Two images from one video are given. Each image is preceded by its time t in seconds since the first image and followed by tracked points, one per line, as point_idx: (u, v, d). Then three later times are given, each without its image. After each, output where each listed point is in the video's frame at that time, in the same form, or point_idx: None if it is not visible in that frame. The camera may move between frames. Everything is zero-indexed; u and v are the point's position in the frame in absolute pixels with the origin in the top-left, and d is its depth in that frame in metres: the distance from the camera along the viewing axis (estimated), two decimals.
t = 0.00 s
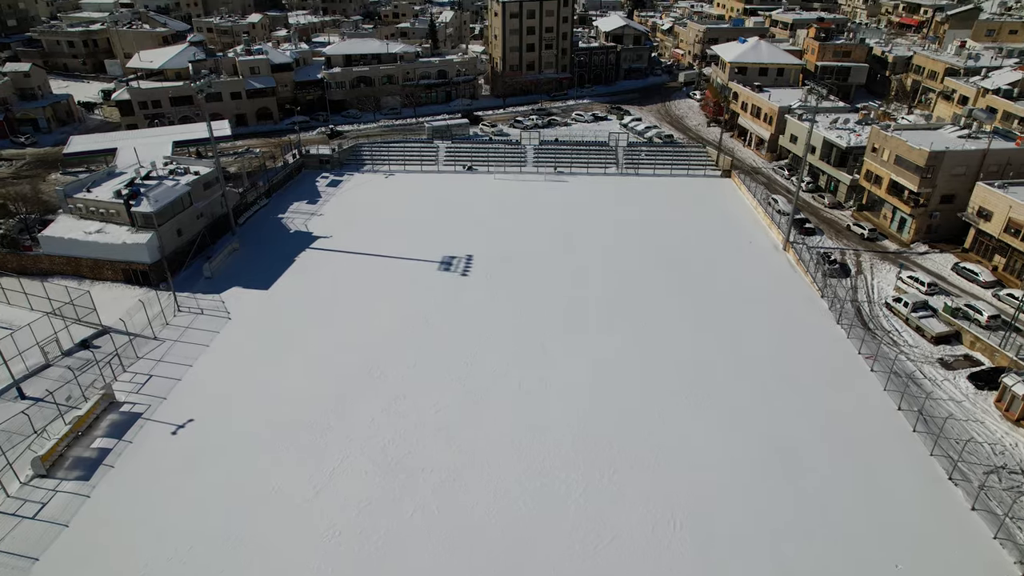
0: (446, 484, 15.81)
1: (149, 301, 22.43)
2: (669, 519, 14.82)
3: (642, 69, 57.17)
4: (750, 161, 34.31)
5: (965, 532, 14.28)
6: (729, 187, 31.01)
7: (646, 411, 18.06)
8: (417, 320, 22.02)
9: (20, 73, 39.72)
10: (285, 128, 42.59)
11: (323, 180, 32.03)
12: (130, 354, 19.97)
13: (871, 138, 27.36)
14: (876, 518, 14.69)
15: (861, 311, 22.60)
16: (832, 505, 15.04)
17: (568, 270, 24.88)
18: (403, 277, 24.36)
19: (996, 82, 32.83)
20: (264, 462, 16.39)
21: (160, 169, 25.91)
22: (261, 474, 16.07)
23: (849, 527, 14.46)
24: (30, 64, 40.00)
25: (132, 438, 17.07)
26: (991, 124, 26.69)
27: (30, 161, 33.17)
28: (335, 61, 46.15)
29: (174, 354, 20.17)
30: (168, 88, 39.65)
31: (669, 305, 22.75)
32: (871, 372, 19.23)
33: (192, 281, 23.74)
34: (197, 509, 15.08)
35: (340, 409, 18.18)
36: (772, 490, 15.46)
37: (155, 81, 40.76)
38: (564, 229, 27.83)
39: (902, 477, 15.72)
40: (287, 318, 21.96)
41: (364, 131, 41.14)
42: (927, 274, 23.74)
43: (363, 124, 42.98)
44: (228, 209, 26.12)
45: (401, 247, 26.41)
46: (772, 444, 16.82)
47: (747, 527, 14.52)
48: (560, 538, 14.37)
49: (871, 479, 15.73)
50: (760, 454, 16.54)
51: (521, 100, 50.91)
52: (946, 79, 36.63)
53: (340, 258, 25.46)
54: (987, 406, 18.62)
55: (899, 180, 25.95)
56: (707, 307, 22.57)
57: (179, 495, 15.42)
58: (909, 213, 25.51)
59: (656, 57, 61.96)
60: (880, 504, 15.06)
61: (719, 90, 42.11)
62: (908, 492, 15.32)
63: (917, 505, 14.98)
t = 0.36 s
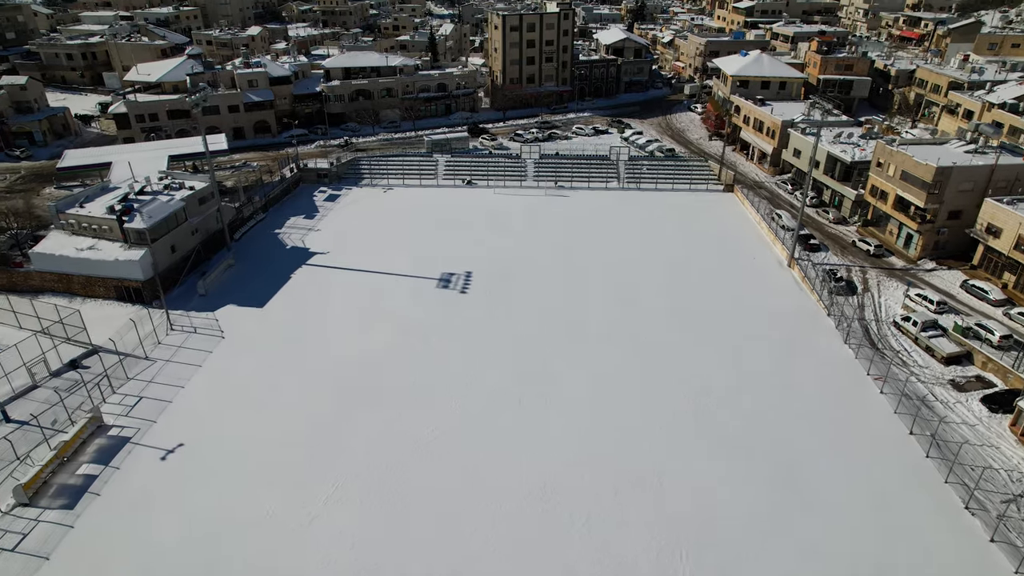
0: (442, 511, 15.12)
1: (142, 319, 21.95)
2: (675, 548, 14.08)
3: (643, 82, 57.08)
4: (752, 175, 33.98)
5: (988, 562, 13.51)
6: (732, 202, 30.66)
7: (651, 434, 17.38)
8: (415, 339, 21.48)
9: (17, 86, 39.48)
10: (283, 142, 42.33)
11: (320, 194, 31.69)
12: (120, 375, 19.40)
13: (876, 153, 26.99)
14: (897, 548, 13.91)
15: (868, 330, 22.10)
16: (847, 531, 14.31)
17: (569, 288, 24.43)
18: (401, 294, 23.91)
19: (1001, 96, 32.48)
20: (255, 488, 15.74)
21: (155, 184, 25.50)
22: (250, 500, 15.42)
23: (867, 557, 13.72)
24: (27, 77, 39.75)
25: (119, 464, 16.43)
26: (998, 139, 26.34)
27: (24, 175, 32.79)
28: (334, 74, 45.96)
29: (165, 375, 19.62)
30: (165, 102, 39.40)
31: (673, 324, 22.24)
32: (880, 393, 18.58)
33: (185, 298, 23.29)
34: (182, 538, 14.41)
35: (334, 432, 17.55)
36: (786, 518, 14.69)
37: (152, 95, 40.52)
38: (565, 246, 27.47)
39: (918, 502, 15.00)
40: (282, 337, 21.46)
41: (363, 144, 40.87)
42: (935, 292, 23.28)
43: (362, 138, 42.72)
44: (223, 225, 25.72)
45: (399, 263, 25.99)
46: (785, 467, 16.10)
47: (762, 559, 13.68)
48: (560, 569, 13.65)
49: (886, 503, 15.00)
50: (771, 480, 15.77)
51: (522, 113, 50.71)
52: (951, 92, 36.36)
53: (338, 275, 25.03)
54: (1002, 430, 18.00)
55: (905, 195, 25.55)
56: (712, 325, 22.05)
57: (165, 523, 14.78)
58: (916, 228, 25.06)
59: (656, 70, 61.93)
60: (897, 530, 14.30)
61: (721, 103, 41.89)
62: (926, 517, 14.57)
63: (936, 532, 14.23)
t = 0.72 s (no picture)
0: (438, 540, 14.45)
1: (134, 338, 21.43)
2: None
3: (644, 94, 56.96)
4: (755, 190, 33.62)
5: None
6: (735, 217, 30.28)
7: (656, 458, 16.74)
8: (413, 358, 20.95)
9: (12, 99, 39.17)
10: (281, 155, 42.03)
11: (318, 209, 31.31)
12: (110, 397, 18.79)
13: (882, 168, 26.61)
14: None
15: (877, 350, 21.59)
16: (863, 562, 13.65)
17: (571, 305, 23.94)
18: (399, 312, 23.42)
19: (1006, 110, 32.09)
20: (245, 516, 15.09)
21: (149, 199, 25.11)
22: (239, 528, 14.77)
23: None
24: (23, 90, 39.46)
25: (105, 491, 15.77)
26: (1006, 154, 25.96)
27: (18, 189, 32.37)
28: (333, 87, 45.76)
29: (156, 396, 19.03)
30: (162, 115, 39.10)
31: (678, 342, 21.72)
32: (891, 416, 18.00)
33: (179, 316, 22.82)
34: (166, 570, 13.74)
35: (329, 455, 16.94)
36: (800, 549, 14.01)
37: (149, 108, 40.22)
38: (566, 262, 27.03)
39: (937, 532, 14.35)
40: (277, 356, 20.94)
41: (362, 158, 40.56)
42: (945, 310, 22.79)
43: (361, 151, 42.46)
44: (219, 241, 25.29)
45: (397, 280, 25.51)
46: (797, 494, 15.45)
47: None
48: None
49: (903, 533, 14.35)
50: (782, 507, 15.12)
51: (522, 126, 50.50)
52: (955, 106, 36.08)
53: (335, 292, 24.56)
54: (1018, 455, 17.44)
55: (911, 211, 25.15)
56: (717, 344, 21.55)
57: (150, 553, 14.12)
58: (924, 245, 24.64)
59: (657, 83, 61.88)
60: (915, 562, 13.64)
61: (723, 116, 41.64)
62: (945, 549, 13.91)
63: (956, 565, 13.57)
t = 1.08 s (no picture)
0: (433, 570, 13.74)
1: (124, 357, 20.89)
2: None
3: (645, 107, 56.80)
4: (758, 204, 33.26)
5: None
6: (738, 232, 29.86)
7: (661, 484, 16.05)
8: (409, 378, 20.37)
9: (8, 112, 38.87)
10: (279, 169, 41.73)
11: (315, 223, 30.92)
12: (97, 419, 18.17)
13: (887, 183, 26.22)
14: None
15: (886, 370, 21.05)
16: None
17: (572, 322, 23.45)
18: (397, 329, 22.90)
19: (1013, 124, 31.64)
20: (233, 544, 14.39)
21: (143, 214, 24.67)
22: (225, 557, 14.07)
23: None
24: (19, 103, 39.18)
25: (89, 519, 15.06)
26: (1013, 169, 25.58)
27: (10, 203, 31.93)
28: (332, 100, 45.55)
29: (145, 419, 18.42)
30: (158, 128, 38.82)
31: (681, 360, 21.20)
32: (904, 439, 17.38)
33: (171, 333, 22.31)
34: None
35: (321, 479, 16.30)
36: None
37: (146, 121, 39.96)
38: (567, 277, 26.57)
39: (955, 563, 13.70)
40: (270, 376, 20.35)
41: (361, 172, 40.25)
42: (955, 329, 22.28)
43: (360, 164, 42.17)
44: (213, 257, 24.82)
45: (395, 296, 25.02)
46: (809, 522, 14.77)
47: None
48: None
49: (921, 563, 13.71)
50: (793, 535, 14.46)
51: (522, 139, 50.31)
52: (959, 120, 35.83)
53: (331, 309, 24.07)
54: None
55: (918, 227, 24.71)
56: (722, 363, 20.98)
57: None
58: (932, 261, 24.17)
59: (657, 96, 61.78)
60: None
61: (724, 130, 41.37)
62: None
63: None
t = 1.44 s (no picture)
0: None
1: (114, 378, 20.32)
2: None
3: (645, 120, 56.67)
4: (761, 219, 32.86)
5: None
6: (741, 247, 29.42)
7: (667, 509, 15.35)
8: (406, 397, 19.79)
9: (3, 124, 38.57)
10: (277, 182, 41.39)
11: (312, 238, 30.51)
12: (83, 444, 17.53)
13: (893, 198, 25.80)
14: None
15: (896, 390, 20.48)
16: None
17: (573, 340, 22.96)
18: (394, 348, 22.37)
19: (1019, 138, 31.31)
20: (220, 575, 13.70)
21: (136, 230, 24.24)
22: None
23: None
24: (14, 116, 38.89)
25: (70, 550, 14.38)
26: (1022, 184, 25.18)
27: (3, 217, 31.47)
28: (331, 113, 45.32)
29: (134, 442, 17.79)
30: (155, 141, 38.52)
31: (685, 379, 20.66)
32: (917, 465, 16.71)
33: (163, 352, 21.77)
34: None
35: (312, 503, 15.66)
36: None
37: (142, 134, 39.66)
38: (568, 294, 26.10)
39: None
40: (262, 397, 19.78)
41: (359, 185, 39.93)
42: (965, 348, 21.75)
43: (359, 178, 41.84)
44: (207, 273, 24.34)
45: (392, 313, 24.51)
46: (821, 549, 14.12)
47: None
48: None
49: None
50: (805, 563, 13.80)
51: (522, 152, 50.06)
52: (964, 133, 35.54)
53: (327, 326, 23.57)
54: None
55: (926, 243, 24.25)
56: (727, 383, 20.37)
57: None
58: (940, 278, 23.71)
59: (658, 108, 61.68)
60: None
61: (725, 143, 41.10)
62: None
63: None
